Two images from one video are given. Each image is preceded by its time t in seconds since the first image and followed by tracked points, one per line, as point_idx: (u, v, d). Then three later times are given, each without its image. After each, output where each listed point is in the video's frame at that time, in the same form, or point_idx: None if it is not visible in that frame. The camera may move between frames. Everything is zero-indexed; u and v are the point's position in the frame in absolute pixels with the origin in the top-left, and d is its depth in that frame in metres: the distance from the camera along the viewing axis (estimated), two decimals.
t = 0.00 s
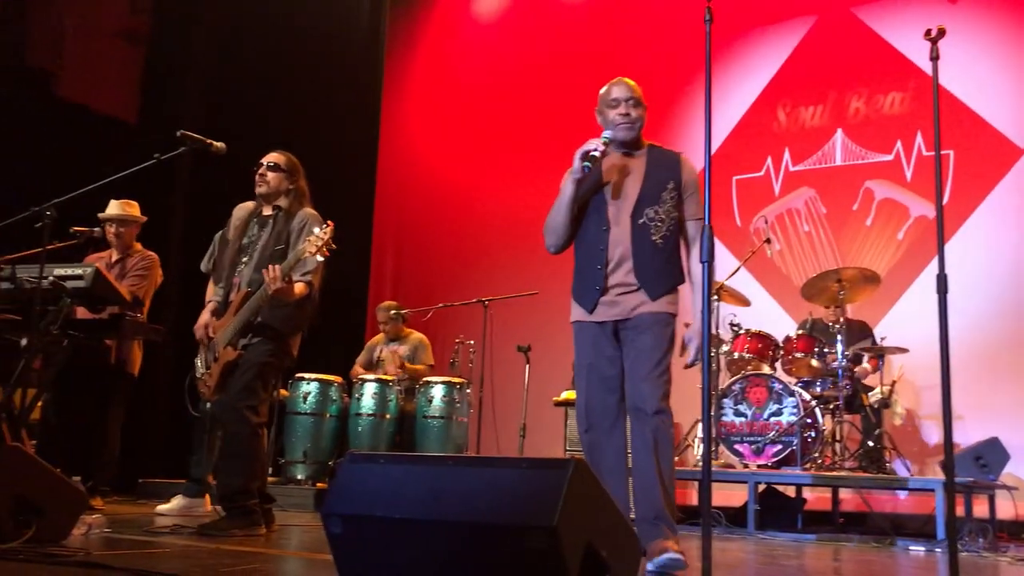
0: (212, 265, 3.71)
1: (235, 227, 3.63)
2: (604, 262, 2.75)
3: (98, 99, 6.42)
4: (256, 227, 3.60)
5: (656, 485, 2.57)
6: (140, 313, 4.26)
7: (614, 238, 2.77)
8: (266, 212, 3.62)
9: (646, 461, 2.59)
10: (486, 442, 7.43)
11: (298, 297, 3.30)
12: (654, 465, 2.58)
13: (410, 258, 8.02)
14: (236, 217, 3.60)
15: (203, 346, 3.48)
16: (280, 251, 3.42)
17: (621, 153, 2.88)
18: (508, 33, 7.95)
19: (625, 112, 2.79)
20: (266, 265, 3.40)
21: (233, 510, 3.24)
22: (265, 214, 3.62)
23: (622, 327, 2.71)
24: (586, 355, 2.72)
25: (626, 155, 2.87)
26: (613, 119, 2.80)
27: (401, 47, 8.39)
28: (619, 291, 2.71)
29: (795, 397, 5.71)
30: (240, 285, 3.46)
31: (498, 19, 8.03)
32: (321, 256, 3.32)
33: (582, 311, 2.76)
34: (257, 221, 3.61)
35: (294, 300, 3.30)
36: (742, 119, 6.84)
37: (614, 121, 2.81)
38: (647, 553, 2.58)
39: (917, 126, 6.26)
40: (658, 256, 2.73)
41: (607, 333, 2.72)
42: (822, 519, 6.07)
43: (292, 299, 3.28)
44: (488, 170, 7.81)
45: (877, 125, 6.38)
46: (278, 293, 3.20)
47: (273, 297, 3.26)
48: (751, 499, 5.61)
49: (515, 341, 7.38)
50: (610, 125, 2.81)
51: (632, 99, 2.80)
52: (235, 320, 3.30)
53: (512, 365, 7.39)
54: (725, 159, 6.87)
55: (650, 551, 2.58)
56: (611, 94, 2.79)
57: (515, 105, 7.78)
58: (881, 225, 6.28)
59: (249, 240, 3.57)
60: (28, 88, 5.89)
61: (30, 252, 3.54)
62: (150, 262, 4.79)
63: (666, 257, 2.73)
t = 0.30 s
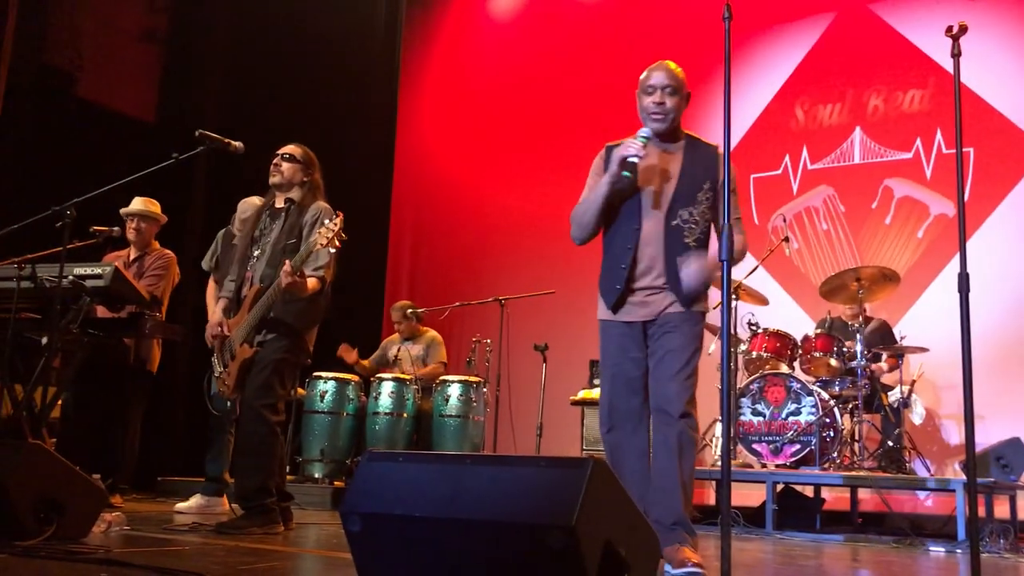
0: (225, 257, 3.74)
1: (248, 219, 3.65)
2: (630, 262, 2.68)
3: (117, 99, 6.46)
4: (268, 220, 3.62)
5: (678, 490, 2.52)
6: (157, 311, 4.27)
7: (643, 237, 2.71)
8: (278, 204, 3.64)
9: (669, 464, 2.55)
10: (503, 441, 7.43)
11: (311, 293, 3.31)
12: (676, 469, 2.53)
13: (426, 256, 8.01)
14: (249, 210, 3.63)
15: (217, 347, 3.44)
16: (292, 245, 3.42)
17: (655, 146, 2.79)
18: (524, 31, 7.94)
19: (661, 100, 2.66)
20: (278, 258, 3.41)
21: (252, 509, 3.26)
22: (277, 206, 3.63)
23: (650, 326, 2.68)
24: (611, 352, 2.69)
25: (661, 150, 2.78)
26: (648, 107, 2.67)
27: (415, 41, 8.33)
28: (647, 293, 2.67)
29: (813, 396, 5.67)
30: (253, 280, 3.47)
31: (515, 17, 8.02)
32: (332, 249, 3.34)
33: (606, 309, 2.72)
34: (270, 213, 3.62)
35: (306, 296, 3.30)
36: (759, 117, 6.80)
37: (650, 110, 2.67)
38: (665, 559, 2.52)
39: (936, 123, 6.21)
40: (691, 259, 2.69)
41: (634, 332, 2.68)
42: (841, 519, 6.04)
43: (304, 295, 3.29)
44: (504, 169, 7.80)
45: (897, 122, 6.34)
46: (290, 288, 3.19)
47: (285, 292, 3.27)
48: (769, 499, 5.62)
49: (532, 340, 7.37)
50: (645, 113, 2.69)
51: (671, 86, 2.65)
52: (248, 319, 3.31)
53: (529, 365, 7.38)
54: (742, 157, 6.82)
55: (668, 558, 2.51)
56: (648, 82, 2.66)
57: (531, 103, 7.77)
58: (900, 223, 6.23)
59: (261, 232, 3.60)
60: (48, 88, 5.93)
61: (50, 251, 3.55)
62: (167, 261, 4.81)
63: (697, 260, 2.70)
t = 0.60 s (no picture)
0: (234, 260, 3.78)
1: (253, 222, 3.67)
2: (654, 255, 2.62)
3: (125, 100, 6.49)
4: (272, 221, 3.63)
5: (689, 491, 2.48)
6: (166, 311, 4.29)
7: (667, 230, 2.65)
8: (282, 204, 3.64)
9: (681, 464, 2.50)
10: (510, 440, 7.43)
11: (316, 296, 3.31)
12: (689, 469, 2.49)
13: (433, 256, 8.02)
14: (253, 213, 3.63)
15: (223, 347, 3.47)
16: (297, 247, 3.42)
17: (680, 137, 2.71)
18: (530, 30, 7.94)
19: (685, 90, 2.58)
20: (283, 262, 3.42)
21: (259, 509, 3.27)
22: (281, 206, 3.63)
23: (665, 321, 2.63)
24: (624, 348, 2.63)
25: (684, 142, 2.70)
26: (671, 96, 2.60)
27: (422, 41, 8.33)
28: (670, 287, 2.60)
29: (821, 395, 5.66)
30: (259, 281, 3.48)
31: (521, 16, 8.01)
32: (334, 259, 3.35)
33: (626, 301, 2.66)
34: (274, 214, 3.63)
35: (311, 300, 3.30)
36: (767, 115, 6.78)
37: (673, 98, 2.60)
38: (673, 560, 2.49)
39: (945, 121, 6.19)
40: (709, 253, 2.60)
41: (650, 328, 2.63)
42: (849, 519, 6.02)
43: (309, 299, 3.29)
44: (511, 169, 7.80)
45: (905, 121, 6.32)
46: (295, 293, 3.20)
47: (289, 298, 3.28)
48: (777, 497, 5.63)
49: (539, 339, 7.37)
50: (668, 102, 2.61)
51: (697, 76, 2.58)
52: (254, 321, 3.32)
53: (536, 364, 7.38)
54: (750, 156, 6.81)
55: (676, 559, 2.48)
56: (674, 70, 2.58)
57: (537, 102, 7.76)
58: (909, 221, 6.22)
59: (265, 234, 3.60)
60: (57, 88, 5.95)
61: (57, 251, 3.56)
62: (175, 261, 4.82)
63: (716, 254, 2.60)
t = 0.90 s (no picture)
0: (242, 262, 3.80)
1: (259, 224, 3.69)
2: (645, 237, 2.64)
3: (129, 102, 6.51)
4: (278, 224, 3.64)
5: (693, 492, 2.41)
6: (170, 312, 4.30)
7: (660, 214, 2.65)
8: (287, 207, 3.66)
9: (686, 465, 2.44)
10: (514, 441, 7.42)
11: (319, 296, 3.32)
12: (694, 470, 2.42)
13: (436, 258, 8.02)
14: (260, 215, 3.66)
15: (232, 347, 3.50)
16: (300, 247, 3.44)
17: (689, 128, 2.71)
18: (533, 31, 7.94)
19: (688, 80, 2.59)
20: (288, 263, 3.44)
21: (262, 510, 3.27)
22: (285, 209, 3.64)
23: (664, 314, 2.59)
24: (620, 340, 2.61)
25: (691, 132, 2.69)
26: (677, 86, 2.61)
27: (425, 43, 8.34)
28: (658, 273, 2.60)
29: (824, 396, 5.67)
30: (263, 283, 3.51)
31: (523, 17, 8.02)
32: (333, 256, 3.35)
33: (622, 288, 2.68)
34: (279, 217, 3.65)
35: (313, 299, 3.32)
36: (769, 116, 6.77)
37: (680, 89, 2.61)
38: (676, 563, 2.40)
39: (947, 122, 6.19)
40: (701, 237, 2.54)
41: (650, 321, 2.61)
42: (853, 520, 6.02)
43: (311, 299, 3.32)
44: (513, 170, 7.80)
45: (907, 121, 6.32)
46: (296, 292, 3.23)
47: (293, 298, 3.30)
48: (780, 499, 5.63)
49: (542, 341, 7.37)
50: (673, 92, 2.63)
51: (703, 66, 2.57)
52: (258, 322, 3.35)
53: (539, 365, 7.38)
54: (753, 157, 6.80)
55: (678, 562, 2.40)
56: (681, 60, 2.60)
57: (540, 103, 7.77)
58: (911, 221, 6.22)
59: (271, 236, 3.62)
60: (61, 91, 5.97)
61: (62, 254, 3.57)
62: (179, 263, 4.84)
63: (711, 238, 2.54)
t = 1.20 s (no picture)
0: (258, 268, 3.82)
1: (272, 228, 3.70)
2: (651, 240, 2.62)
3: (134, 104, 6.53)
4: (290, 227, 3.66)
5: (698, 495, 2.40)
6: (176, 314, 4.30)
7: (662, 216, 2.64)
8: (299, 212, 3.67)
9: (691, 467, 2.44)
10: (519, 443, 7.43)
11: (329, 295, 3.32)
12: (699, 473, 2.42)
13: (440, 260, 8.02)
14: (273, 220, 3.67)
15: (240, 350, 3.51)
16: (311, 249, 3.44)
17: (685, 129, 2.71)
18: (537, 33, 7.94)
19: (689, 83, 2.57)
20: (298, 263, 3.44)
21: (269, 510, 3.28)
22: (298, 213, 3.65)
23: (669, 315, 2.58)
24: (623, 340, 2.60)
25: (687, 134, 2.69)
26: (676, 90, 2.59)
27: (430, 45, 8.34)
28: (662, 276, 2.58)
29: (829, 398, 5.66)
30: (274, 283, 3.51)
31: (528, 19, 8.02)
32: (348, 249, 3.36)
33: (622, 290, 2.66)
34: (291, 220, 3.66)
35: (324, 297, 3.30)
36: (774, 118, 6.77)
37: (679, 92, 2.58)
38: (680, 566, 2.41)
39: (952, 124, 6.18)
40: (705, 237, 2.54)
41: (654, 321, 2.59)
42: (857, 522, 6.01)
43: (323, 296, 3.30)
44: (517, 172, 7.80)
45: (912, 123, 6.31)
46: (308, 289, 3.21)
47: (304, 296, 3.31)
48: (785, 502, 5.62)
49: (547, 342, 7.37)
50: (672, 96, 2.60)
51: (701, 69, 2.57)
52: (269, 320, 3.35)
53: (544, 366, 7.38)
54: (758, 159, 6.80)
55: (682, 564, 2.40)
56: (678, 64, 2.59)
57: (544, 105, 7.76)
58: (916, 224, 6.21)
59: (283, 240, 3.63)
60: (67, 93, 5.98)
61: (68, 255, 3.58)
62: (184, 265, 4.84)
63: (714, 238, 2.54)
